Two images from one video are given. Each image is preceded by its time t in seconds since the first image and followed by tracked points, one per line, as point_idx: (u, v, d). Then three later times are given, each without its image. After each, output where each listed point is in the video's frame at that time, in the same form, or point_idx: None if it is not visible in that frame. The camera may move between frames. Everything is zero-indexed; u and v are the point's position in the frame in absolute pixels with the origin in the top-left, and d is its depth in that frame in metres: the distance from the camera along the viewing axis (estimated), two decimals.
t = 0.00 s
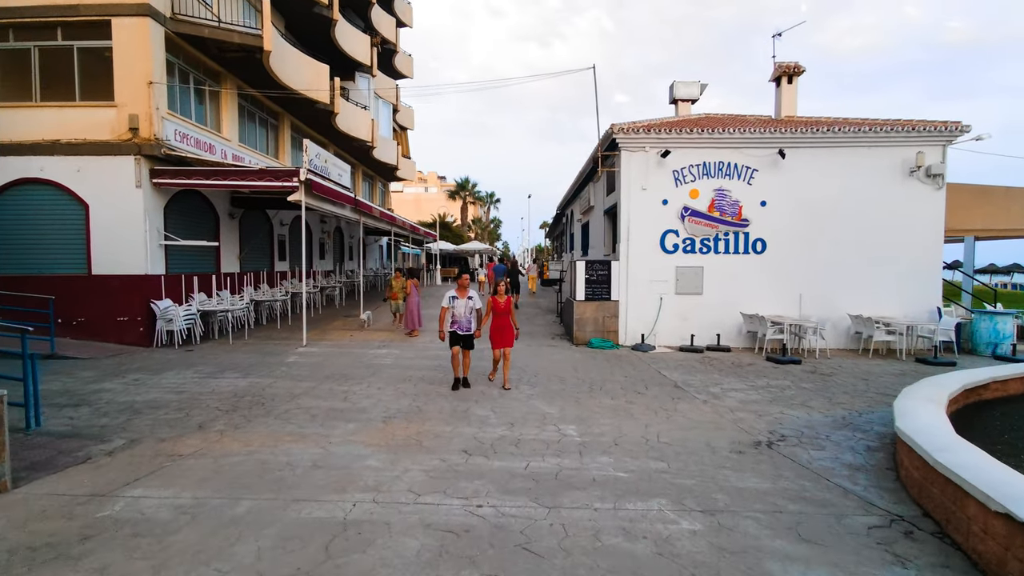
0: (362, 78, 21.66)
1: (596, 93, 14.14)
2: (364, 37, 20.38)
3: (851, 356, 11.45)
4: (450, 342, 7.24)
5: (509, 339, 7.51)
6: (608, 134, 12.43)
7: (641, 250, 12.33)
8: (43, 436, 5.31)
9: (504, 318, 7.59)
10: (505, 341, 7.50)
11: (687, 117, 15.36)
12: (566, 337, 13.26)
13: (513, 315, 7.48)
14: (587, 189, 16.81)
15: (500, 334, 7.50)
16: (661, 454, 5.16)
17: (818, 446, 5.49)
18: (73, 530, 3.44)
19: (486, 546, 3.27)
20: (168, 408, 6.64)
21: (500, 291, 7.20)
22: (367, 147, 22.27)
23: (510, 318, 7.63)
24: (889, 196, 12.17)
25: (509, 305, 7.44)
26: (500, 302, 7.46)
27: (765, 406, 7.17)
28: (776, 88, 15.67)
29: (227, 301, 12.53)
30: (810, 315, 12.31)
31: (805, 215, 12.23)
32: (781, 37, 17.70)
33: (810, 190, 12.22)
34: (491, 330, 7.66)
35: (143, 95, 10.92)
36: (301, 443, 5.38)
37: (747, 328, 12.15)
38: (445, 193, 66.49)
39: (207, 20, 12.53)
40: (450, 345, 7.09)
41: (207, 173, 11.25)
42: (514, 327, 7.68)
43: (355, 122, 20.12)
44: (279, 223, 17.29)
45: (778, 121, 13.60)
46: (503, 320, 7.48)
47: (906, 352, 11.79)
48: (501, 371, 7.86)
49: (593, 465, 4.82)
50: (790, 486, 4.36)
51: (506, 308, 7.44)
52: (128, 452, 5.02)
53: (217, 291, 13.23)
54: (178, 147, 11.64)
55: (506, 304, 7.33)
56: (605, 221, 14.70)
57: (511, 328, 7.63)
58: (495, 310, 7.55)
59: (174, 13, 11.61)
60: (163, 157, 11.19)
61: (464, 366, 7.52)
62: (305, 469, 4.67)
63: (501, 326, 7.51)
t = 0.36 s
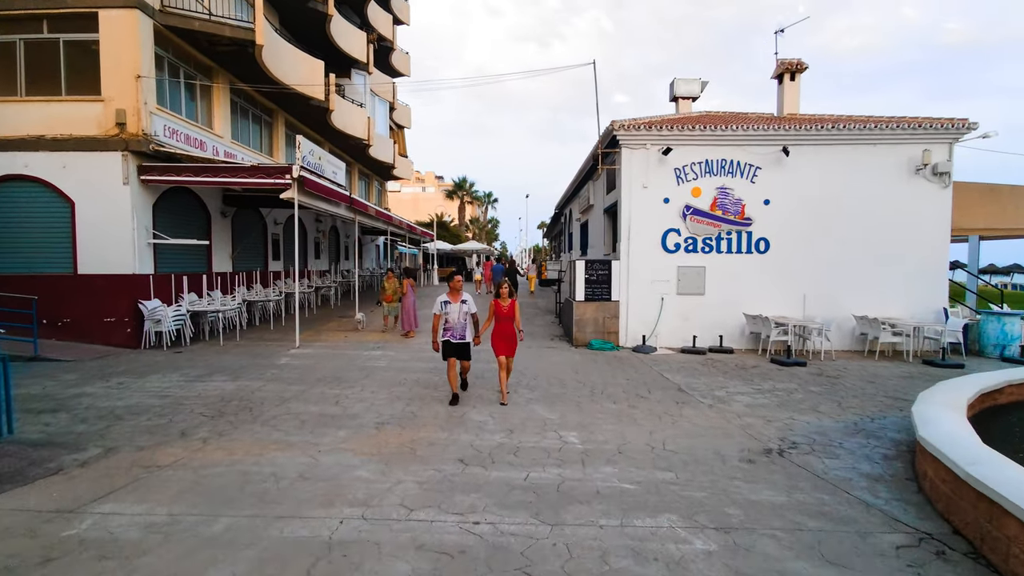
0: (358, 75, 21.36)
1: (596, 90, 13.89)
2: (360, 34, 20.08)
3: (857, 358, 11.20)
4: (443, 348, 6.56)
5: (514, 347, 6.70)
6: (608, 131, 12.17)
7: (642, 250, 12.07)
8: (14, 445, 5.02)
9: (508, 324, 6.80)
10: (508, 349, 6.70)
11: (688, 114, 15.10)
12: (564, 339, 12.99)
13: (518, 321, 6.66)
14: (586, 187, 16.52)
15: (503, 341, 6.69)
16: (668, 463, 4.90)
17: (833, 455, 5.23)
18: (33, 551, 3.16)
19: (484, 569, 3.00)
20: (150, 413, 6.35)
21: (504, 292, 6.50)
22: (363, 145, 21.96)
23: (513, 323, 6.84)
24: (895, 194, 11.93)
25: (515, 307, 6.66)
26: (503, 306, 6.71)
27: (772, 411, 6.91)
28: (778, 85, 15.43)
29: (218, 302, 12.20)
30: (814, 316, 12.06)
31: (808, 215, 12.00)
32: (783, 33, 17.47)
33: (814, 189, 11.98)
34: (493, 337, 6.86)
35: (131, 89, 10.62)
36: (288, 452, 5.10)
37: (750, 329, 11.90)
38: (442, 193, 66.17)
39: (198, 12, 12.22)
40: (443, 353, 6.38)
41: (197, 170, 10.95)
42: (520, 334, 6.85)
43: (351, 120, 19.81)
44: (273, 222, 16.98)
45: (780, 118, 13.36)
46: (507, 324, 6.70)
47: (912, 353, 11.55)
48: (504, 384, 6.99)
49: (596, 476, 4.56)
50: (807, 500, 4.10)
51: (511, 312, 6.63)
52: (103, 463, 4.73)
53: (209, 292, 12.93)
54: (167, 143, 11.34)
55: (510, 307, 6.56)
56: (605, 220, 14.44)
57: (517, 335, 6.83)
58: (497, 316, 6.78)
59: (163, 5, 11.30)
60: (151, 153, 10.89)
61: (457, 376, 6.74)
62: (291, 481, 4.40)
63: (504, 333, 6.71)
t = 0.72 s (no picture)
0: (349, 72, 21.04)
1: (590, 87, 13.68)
2: (351, 30, 19.76)
3: (855, 359, 11.03)
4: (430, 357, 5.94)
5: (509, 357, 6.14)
6: (603, 128, 11.94)
7: (637, 250, 11.86)
8: None
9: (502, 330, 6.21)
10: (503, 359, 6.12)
11: (683, 113, 14.91)
12: (558, 340, 12.76)
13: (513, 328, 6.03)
14: (581, 186, 16.29)
15: (498, 350, 6.11)
16: (667, 474, 4.67)
17: (837, 463, 5.01)
18: None
19: None
20: (124, 421, 6.06)
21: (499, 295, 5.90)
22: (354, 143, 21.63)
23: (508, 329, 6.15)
24: (892, 194, 11.79)
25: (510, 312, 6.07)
26: (498, 311, 6.11)
27: (773, 416, 6.69)
28: (774, 84, 15.25)
29: (202, 303, 11.86)
30: (811, 317, 11.89)
31: (805, 214, 11.83)
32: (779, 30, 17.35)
33: (811, 188, 11.81)
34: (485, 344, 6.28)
35: (110, 84, 10.29)
36: (268, 463, 4.83)
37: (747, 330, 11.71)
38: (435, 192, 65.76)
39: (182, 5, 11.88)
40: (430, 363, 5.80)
41: (180, 167, 10.63)
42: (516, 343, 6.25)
43: (342, 117, 19.48)
44: (261, 221, 16.65)
45: (777, 116, 13.19)
46: (503, 331, 6.10)
47: (911, 355, 11.39)
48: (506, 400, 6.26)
49: (592, 488, 4.32)
50: (814, 512, 3.88)
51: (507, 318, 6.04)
52: (68, 476, 4.45)
53: (193, 292, 12.59)
54: (149, 139, 11.01)
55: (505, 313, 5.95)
56: (599, 220, 14.23)
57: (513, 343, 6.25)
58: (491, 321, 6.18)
59: None
60: (132, 149, 10.56)
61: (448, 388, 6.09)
62: (267, 496, 4.12)
63: (499, 340, 6.11)
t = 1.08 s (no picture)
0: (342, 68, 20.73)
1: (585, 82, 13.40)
2: (344, 25, 19.45)
3: (856, 359, 10.78)
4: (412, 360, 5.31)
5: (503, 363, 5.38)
6: (599, 123, 11.66)
7: (634, 247, 11.60)
8: None
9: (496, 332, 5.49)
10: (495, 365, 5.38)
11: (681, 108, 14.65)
12: (554, 340, 12.49)
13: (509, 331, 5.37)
14: (577, 183, 16.01)
15: (489, 355, 5.39)
16: (665, 481, 4.40)
17: (845, 469, 4.75)
18: None
19: None
20: (94, 425, 5.75)
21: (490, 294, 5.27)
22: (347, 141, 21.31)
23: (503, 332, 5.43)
24: (894, 190, 11.55)
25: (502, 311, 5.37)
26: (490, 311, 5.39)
27: (776, 418, 6.43)
28: (773, 79, 14.99)
29: (188, 302, 11.56)
30: (812, 316, 11.64)
31: (805, 211, 11.59)
32: (778, 25, 17.07)
33: (811, 184, 11.56)
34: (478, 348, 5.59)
35: (90, 76, 9.97)
36: (241, 471, 4.54)
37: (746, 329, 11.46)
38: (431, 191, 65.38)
39: None
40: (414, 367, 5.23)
41: (163, 162, 10.31)
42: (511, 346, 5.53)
43: (334, 114, 19.16)
44: (251, 219, 16.32)
45: (776, 111, 12.93)
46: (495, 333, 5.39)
47: (913, 354, 11.14)
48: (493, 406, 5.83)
49: (585, 498, 4.04)
50: (823, 524, 3.62)
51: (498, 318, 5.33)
52: (25, 486, 4.16)
53: (179, 291, 12.27)
54: (131, 133, 10.68)
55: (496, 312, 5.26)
56: (596, 217, 13.95)
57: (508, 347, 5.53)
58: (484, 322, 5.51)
59: None
60: (113, 144, 10.24)
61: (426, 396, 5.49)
62: (237, 507, 3.83)
63: (491, 344, 5.40)
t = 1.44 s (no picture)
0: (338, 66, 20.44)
1: (584, 77, 13.10)
2: (339, 21, 19.15)
3: (863, 361, 10.47)
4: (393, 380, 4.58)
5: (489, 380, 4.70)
6: (597, 118, 11.36)
7: (634, 246, 11.30)
8: None
9: (482, 344, 4.82)
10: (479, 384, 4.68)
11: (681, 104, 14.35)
12: (552, 341, 12.18)
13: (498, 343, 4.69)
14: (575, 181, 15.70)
15: (471, 371, 4.69)
16: (668, 496, 4.10)
17: (859, 482, 4.45)
18: None
19: None
20: (64, 434, 5.44)
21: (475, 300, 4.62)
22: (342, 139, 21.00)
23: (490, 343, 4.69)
24: (900, 187, 11.25)
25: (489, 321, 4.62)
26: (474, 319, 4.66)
27: (783, 425, 6.13)
28: (776, 75, 14.66)
29: (177, 303, 11.27)
30: (816, 317, 11.35)
31: (809, 209, 11.29)
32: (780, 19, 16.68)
33: (816, 181, 11.26)
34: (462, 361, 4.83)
35: (74, 70, 9.69)
36: (214, 486, 4.25)
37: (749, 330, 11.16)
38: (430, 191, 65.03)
39: None
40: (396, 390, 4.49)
41: (149, 159, 10.01)
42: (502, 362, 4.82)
43: (329, 111, 18.86)
44: (244, 218, 16.03)
45: (779, 107, 12.64)
46: (479, 346, 4.66)
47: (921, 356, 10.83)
48: (484, 416, 5.38)
49: (581, 516, 3.75)
50: (839, 547, 3.32)
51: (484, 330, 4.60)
52: None
53: (168, 292, 11.97)
54: (116, 129, 10.40)
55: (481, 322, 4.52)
56: (594, 215, 13.66)
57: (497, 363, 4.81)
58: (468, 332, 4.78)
59: None
60: (98, 140, 9.95)
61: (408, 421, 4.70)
62: (203, 528, 3.54)
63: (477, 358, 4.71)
